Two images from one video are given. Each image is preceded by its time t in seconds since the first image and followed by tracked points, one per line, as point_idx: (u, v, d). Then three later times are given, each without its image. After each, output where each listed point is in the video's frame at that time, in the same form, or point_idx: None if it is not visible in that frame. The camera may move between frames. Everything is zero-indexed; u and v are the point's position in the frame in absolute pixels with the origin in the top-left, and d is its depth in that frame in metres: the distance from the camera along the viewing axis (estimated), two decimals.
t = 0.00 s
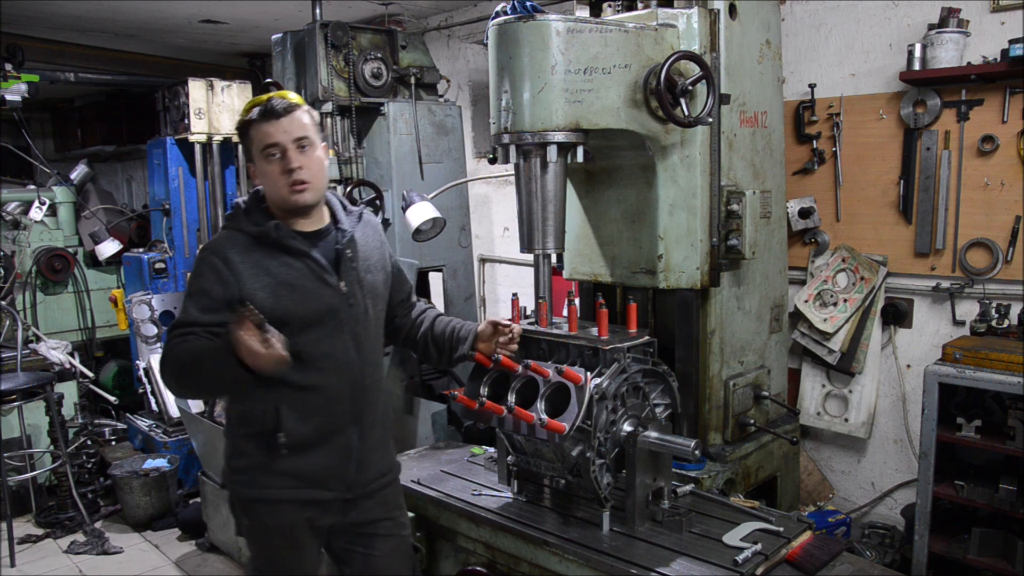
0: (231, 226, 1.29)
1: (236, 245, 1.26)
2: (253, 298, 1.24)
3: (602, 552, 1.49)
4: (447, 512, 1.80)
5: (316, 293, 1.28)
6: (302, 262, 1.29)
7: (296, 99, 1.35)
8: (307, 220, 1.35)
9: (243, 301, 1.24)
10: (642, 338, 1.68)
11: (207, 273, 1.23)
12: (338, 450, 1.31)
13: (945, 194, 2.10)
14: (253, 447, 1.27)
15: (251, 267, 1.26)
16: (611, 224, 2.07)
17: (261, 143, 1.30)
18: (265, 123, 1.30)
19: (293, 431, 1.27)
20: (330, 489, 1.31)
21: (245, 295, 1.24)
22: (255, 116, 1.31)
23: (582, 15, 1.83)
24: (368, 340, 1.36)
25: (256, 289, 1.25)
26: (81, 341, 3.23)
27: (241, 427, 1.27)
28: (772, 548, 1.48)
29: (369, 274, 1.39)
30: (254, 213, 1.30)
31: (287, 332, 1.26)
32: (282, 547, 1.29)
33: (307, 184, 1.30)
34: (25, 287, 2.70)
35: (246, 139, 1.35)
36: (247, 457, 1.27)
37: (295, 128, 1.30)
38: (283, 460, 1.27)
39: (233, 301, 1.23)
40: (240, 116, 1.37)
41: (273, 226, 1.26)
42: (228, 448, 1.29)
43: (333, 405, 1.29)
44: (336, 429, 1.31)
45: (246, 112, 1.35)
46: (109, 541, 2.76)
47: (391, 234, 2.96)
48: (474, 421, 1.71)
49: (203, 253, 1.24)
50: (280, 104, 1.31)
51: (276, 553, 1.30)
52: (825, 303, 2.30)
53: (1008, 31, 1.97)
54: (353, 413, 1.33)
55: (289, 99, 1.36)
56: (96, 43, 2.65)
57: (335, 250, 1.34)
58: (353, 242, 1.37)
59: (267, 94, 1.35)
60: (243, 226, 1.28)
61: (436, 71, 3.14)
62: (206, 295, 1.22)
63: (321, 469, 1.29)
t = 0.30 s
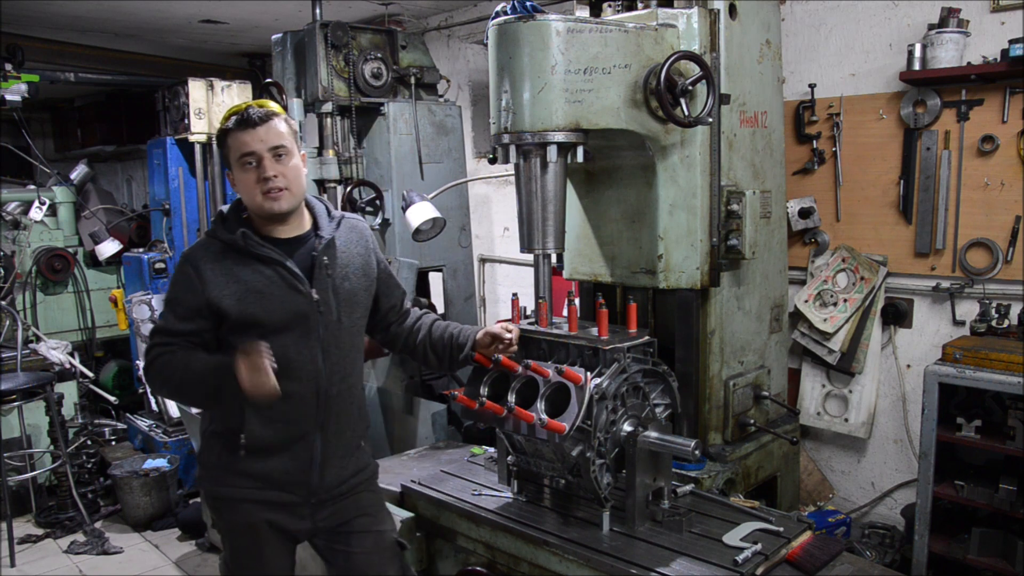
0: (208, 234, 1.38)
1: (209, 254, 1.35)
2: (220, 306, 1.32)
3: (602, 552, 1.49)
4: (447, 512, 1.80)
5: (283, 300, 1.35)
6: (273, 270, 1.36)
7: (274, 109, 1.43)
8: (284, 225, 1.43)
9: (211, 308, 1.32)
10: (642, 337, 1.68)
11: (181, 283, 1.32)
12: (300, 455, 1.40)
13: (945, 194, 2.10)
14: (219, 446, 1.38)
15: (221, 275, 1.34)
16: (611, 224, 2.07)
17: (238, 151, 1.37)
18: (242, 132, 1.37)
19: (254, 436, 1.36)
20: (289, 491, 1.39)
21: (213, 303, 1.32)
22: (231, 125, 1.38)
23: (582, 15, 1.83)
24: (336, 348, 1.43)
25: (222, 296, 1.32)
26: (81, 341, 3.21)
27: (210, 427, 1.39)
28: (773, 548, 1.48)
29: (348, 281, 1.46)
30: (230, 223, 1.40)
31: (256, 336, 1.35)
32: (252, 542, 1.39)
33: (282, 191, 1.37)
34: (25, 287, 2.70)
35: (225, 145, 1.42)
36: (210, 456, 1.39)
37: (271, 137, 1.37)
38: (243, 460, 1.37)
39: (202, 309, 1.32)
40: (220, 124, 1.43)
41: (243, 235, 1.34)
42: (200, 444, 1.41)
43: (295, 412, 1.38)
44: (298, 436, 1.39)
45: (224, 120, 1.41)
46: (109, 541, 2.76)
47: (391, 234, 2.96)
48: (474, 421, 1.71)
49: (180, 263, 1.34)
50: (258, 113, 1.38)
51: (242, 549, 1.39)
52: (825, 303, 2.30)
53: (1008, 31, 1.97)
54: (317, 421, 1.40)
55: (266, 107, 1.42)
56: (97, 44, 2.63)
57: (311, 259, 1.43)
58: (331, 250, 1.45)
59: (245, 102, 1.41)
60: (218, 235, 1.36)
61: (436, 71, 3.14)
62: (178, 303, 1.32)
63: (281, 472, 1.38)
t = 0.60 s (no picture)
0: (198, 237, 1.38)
1: (197, 261, 1.35)
2: (211, 311, 1.33)
3: (602, 552, 1.49)
4: (447, 512, 1.79)
5: (273, 301, 1.36)
6: (261, 272, 1.36)
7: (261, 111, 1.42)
8: (272, 228, 1.43)
9: (202, 314, 1.33)
10: (642, 338, 1.68)
11: (171, 289, 1.33)
12: (294, 454, 1.40)
13: (945, 194, 2.10)
14: (214, 445, 1.39)
15: (210, 281, 1.34)
16: (611, 224, 2.07)
17: (225, 155, 1.37)
18: (229, 136, 1.36)
19: (249, 436, 1.37)
20: (283, 489, 1.40)
21: (204, 309, 1.33)
22: (218, 129, 1.37)
23: (582, 15, 1.83)
24: (329, 347, 1.43)
25: (212, 301, 1.33)
26: (81, 341, 3.20)
27: (205, 428, 1.40)
28: (772, 548, 1.48)
29: (338, 280, 1.45)
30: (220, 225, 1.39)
31: (249, 337, 1.36)
32: (250, 542, 1.40)
33: (269, 195, 1.37)
34: (24, 287, 2.70)
35: (210, 149, 1.41)
36: (205, 458, 1.39)
37: (258, 140, 1.37)
38: (238, 460, 1.38)
39: (194, 315, 1.33)
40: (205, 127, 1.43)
41: (229, 238, 1.34)
42: (195, 445, 1.42)
43: (290, 410, 1.38)
44: (293, 435, 1.40)
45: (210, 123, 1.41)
46: (109, 541, 2.76)
47: (391, 234, 2.96)
48: (474, 421, 1.72)
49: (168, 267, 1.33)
50: (244, 117, 1.37)
51: (236, 548, 1.40)
52: (825, 303, 2.30)
53: (1008, 31, 1.97)
54: (311, 419, 1.41)
55: (251, 109, 1.42)
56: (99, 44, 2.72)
57: (298, 259, 1.43)
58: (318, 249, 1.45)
59: (230, 105, 1.40)
60: (205, 240, 1.36)
61: (436, 71, 3.14)
62: (169, 310, 1.32)
63: (275, 471, 1.39)
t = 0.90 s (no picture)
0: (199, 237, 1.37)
1: (201, 262, 1.34)
2: (217, 311, 1.32)
3: (602, 552, 1.49)
4: (448, 512, 1.79)
5: (278, 302, 1.36)
6: (266, 274, 1.36)
7: (254, 113, 1.41)
8: (274, 229, 1.43)
9: (209, 315, 1.32)
10: (642, 337, 1.68)
11: (175, 289, 1.31)
12: (299, 454, 1.40)
13: (945, 194, 2.10)
14: (217, 447, 1.38)
15: (215, 282, 1.33)
16: (611, 223, 2.07)
17: (221, 161, 1.36)
18: (223, 142, 1.36)
19: (255, 437, 1.36)
20: (287, 489, 1.40)
21: (210, 309, 1.32)
22: (212, 135, 1.36)
23: (582, 15, 1.83)
24: (333, 347, 1.43)
25: (216, 301, 1.32)
26: (81, 341, 3.25)
27: (207, 431, 1.39)
28: (773, 548, 1.48)
29: (339, 280, 1.46)
30: (221, 227, 1.39)
31: (255, 338, 1.36)
32: (254, 543, 1.39)
33: (268, 198, 1.36)
34: (24, 287, 2.72)
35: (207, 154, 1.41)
36: (210, 461, 1.38)
37: (253, 144, 1.36)
38: (243, 461, 1.37)
39: (200, 317, 1.32)
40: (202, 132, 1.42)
41: (233, 240, 1.33)
42: (196, 448, 1.41)
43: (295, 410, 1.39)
44: (298, 435, 1.40)
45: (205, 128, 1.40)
46: (109, 541, 2.76)
47: (391, 235, 2.96)
48: (474, 421, 1.72)
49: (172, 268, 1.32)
50: (237, 121, 1.37)
51: (240, 549, 1.40)
52: (825, 303, 2.30)
53: (1008, 31, 1.97)
54: (315, 419, 1.41)
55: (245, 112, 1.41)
56: (97, 44, 2.69)
57: (300, 260, 1.43)
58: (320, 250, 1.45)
59: (223, 108, 1.39)
60: (208, 241, 1.35)
61: (436, 71, 3.14)
62: (175, 311, 1.31)
63: (280, 472, 1.39)
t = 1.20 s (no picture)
0: (201, 236, 1.36)
1: (205, 261, 1.33)
2: (220, 311, 1.32)
3: (602, 552, 1.49)
4: (448, 512, 1.79)
5: (281, 302, 1.36)
6: (269, 274, 1.36)
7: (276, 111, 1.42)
8: (280, 228, 1.43)
9: (212, 314, 1.32)
10: (642, 338, 1.68)
11: (179, 289, 1.31)
12: (299, 455, 1.40)
13: (945, 194, 2.10)
14: (217, 448, 1.38)
15: (218, 282, 1.33)
16: (611, 223, 2.07)
17: (242, 154, 1.36)
18: (248, 135, 1.36)
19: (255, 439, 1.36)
20: (288, 491, 1.40)
21: (213, 309, 1.32)
22: (236, 127, 1.36)
23: (582, 15, 1.83)
24: (335, 349, 1.43)
25: (220, 301, 1.32)
26: (81, 342, 3.32)
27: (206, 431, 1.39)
28: (773, 548, 1.48)
29: (342, 281, 1.46)
30: (225, 225, 1.38)
31: (257, 338, 1.36)
32: (254, 543, 1.39)
33: (285, 196, 1.37)
34: (25, 287, 2.87)
35: (223, 146, 1.40)
36: (210, 462, 1.38)
37: (277, 141, 1.37)
38: (243, 463, 1.37)
39: (203, 316, 1.31)
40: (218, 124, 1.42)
41: (238, 239, 1.33)
42: (196, 448, 1.41)
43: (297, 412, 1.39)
44: (298, 436, 1.40)
45: (225, 120, 1.40)
46: (109, 541, 2.76)
47: (392, 235, 2.96)
48: (474, 421, 1.72)
49: (176, 268, 1.32)
50: (264, 116, 1.38)
51: (240, 550, 1.40)
52: (825, 303, 2.30)
53: (1008, 31, 1.98)
54: (316, 420, 1.41)
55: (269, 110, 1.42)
56: (100, 44, 2.70)
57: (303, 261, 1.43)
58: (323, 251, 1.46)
59: (247, 104, 1.40)
60: (212, 240, 1.35)
61: (436, 71, 3.14)
62: (179, 311, 1.30)
63: (280, 474, 1.39)
